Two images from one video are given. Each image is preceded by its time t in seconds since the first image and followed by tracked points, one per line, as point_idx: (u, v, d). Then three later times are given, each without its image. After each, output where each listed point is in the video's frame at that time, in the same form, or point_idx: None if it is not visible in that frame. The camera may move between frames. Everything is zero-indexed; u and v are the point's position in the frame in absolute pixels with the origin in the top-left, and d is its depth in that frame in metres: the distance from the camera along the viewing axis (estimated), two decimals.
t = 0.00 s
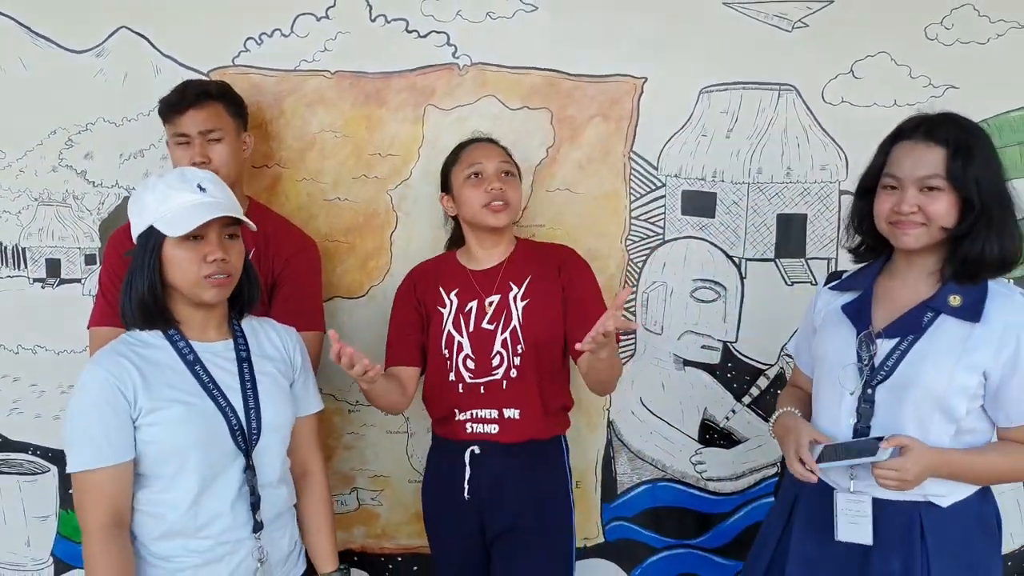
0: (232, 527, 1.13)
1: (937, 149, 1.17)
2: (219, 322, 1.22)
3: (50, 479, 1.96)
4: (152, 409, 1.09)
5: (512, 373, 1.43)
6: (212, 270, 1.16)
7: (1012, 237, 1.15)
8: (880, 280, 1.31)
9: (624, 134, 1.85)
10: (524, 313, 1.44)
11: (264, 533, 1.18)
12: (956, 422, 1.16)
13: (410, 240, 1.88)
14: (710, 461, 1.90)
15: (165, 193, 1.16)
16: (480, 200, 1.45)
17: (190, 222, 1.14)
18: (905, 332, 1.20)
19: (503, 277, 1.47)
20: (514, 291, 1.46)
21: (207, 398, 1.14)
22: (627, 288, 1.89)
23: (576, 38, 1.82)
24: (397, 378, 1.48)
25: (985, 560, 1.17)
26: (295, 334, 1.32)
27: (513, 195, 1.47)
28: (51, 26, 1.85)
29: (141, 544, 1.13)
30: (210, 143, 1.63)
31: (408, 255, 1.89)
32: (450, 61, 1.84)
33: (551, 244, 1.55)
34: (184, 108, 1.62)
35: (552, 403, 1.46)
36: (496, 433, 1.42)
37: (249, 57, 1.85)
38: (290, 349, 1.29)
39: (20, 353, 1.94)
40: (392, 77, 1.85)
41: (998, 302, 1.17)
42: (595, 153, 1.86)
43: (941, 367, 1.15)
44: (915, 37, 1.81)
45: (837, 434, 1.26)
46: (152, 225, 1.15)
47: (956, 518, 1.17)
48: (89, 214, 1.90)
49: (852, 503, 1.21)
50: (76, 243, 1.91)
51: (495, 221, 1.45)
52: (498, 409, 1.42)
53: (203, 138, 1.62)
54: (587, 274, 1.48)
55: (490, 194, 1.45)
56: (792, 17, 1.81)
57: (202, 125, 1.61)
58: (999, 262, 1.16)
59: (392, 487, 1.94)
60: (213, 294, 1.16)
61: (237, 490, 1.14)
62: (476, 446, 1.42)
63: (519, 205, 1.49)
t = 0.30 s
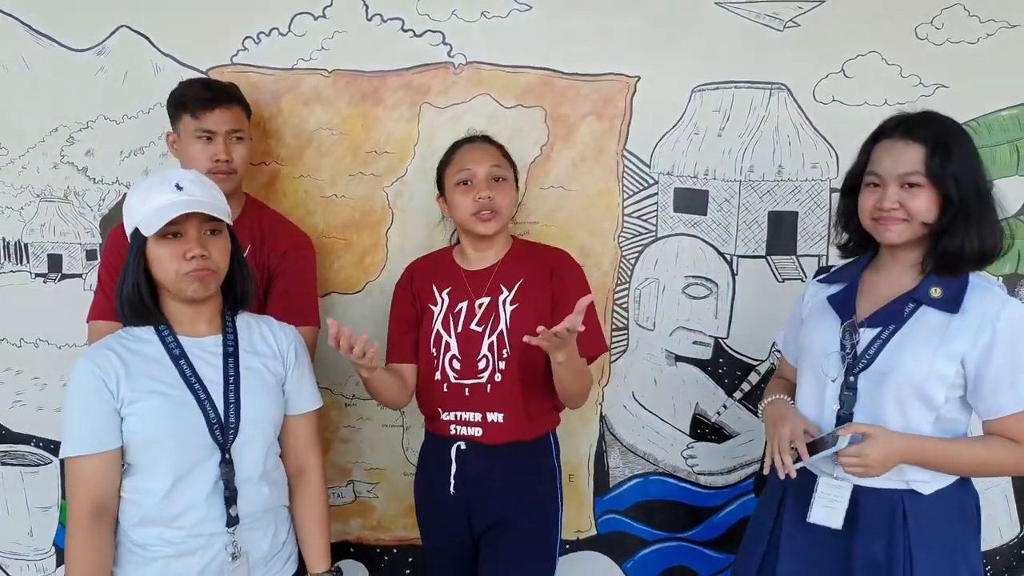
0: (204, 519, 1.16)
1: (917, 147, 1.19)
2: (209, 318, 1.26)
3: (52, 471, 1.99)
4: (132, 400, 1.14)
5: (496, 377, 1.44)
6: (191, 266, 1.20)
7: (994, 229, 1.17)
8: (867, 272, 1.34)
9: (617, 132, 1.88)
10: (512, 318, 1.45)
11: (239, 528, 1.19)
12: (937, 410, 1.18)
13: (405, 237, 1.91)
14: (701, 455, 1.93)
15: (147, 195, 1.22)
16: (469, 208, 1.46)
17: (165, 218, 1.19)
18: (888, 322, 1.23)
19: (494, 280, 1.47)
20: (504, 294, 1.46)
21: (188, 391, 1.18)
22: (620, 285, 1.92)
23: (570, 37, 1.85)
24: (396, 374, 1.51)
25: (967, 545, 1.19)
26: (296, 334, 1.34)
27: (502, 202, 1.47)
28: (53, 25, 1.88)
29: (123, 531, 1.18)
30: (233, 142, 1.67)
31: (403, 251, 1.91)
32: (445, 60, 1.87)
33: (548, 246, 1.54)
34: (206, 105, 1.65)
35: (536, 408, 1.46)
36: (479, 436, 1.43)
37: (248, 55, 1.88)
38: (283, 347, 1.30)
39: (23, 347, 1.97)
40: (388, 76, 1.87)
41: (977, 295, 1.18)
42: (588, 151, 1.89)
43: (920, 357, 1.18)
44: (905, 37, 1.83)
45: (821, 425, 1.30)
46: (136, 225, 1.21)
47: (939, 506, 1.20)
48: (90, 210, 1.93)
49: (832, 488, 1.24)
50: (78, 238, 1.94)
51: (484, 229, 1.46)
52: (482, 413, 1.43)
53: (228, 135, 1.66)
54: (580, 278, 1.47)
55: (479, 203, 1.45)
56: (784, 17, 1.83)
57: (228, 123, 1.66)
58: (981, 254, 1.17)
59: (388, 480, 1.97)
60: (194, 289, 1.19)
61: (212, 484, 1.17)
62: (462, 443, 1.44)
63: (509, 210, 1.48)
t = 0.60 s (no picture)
0: (197, 518, 1.21)
1: (912, 147, 1.20)
2: (215, 316, 1.30)
3: (69, 464, 2.03)
4: (132, 396, 1.21)
5: (512, 411, 1.35)
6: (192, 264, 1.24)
7: (988, 227, 1.18)
8: (865, 271, 1.35)
9: (624, 130, 1.89)
10: (528, 352, 1.33)
11: (233, 528, 1.23)
12: (933, 410, 1.20)
13: (414, 235, 1.93)
14: (707, 451, 1.95)
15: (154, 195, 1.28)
16: (481, 241, 1.30)
17: (165, 217, 1.25)
18: (884, 322, 1.25)
19: (509, 307, 1.34)
20: (520, 324, 1.34)
21: (187, 390, 1.23)
22: (627, 282, 1.93)
23: (577, 36, 1.86)
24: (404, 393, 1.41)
25: (961, 540, 1.21)
26: (303, 333, 1.35)
27: (520, 236, 1.30)
28: (68, 27, 1.91)
29: (124, 524, 1.24)
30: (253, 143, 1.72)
31: (412, 248, 1.93)
32: (453, 59, 1.88)
33: (562, 260, 1.41)
34: (227, 108, 1.68)
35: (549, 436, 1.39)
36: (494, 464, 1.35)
37: (258, 55, 1.90)
38: (287, 349, 1.32)
39: (41, 342, 2.01)
40: (396, 75, 1.89)
41: (971, 295, 1.20)
42: (595, 149, 1.90)
43: (916, 356, 1.19)
44: (913, 33, 1.82)
45: (815, 418, 1.32)
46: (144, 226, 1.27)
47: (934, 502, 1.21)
48: (105, 209, 1.96)
49: (831, 483, 1.25)
50: (93, 236, 1.98)
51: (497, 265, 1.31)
52: (498, 442, 1.35)
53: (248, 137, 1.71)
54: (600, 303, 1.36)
55: (492, 238, 1.29)
56: (791, 14, 1.83)
57: (249, 125, 1.70)
58: (976, 252, 1.19)
59: (397, 474, 2.00)
60: (195, 287, 1.24)
61: (206, 483, 1.22)
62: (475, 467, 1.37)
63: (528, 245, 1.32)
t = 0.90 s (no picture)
0: (207, 511, 1.23)
1: (904, 142, 1.21)
2: (233, 310, 1.31)
3: (87, 457, 2.05)
4: (147, 389, 1.24)
5: (538, 421, 1.34)
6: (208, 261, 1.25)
7: (979, 224, 1.18)
8: (865, 267, 1.36)
9: (640, 124, 1.89)
10: (556, 361, 1.32)
11: (242, 523, 1.24)
12: (925, 408, 1.22)
13: (429, 229, 1.94)
14: (722, 445, 1.95)
15: (172, 189, 1.29)
16: (503, 243, 1.28)
17: (181, 212, 1.27)
18: (881, 320, 1.25)
19: (535, 314, 1.33)
20: (547, 331, 1.32)
21: (199, 384, 1.25)
22: (642, 277, 1.94)
23: (593, 30, 1.86)
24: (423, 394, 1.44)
25: (960, 532, 1.22)
26: (326, 330, 1.34)
27: (544, 241, 1.29)
28: (86, 22, 1.92)
29: (141, 512, 1.28)
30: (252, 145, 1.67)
31: (428, 243, 1.94)
32: (469, 54, 1.89)
33: (592, 260, 1.39)
34: (224, 111, 1.63)
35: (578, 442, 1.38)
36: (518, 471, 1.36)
37: (275, 50, 1.91)
38: (302, 344, 1.31)
39: (59, 336, 2.02)
40: (412, 70, 1.90)
41: (966, 293, 1.20)
42: (610, 144, 1.90)
43: (908, 357, 1.21)
44: (929, 28, 1.83)
45: (818, 416, 1.33)
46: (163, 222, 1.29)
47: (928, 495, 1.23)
48: (122, 203, 1.97)
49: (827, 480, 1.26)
50: (110, 230, 1.99)
51: (518, 271, 1.29)
52: (523, 451, 1.35)
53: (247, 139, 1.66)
54: (636, 308, 1.34)
55: (515, 243, 1.28)
56: (807, 9, 1.83)
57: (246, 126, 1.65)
58: (965, 249, 1.19)
59: (412, 468, 2.01)
60: (211, 284, 1.25)
61: (214, 477, 1.23)
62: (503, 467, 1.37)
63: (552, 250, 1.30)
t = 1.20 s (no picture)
0: (198, 506, 1.23)
1: (901, 129, 1.22)
2: (244, 304, 1.32)
3: (96, 449, 2.07)
4: (154, 380, 1.27)
5: (558, 411, 1.33)
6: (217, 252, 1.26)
7: (967, 218, 1.19)
8: (853, 257, 1.36)
9: (647, 119, 1.88)
10: (579, 346, 1.31)
11: (228, 520, 1.24)
12: (914, 397, 1.23)
13: (435, 224, 1.94)
14: (728, 441, 1.94)
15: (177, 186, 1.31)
16: (522, 223, 1.28)
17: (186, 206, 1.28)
18: (871, 310, 1.25)
19: (557, 298, 1.32)
20: (569, 316, 1.31)
21: (202, 377, 1.26)
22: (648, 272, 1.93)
23: (600, 24, 1.85)
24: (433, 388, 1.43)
25: (945, 524, 1.25)
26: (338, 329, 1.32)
27: (564, 217, 1.28)
28: (95, 18, 1.94)
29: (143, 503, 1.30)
30: (202, 155, 1.60)
31: (434, 238, 1.94)
32: (475, 49, 1.88)
33: (610, 245, 1.39)
34: (164, 127, 1.54)
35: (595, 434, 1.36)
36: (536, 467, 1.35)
37: (282, 46, 1.91)
38: (310, 343, 1.30)
39: (68, 330, 2.04)
40: (418, 65, 1.90)
41: (957, 283, 1.21)
42: (617, 139, 1.90)
43: (900, 344, 1.21)
44: (940, 21, 1.80)
45: (803, 407, 1.33)
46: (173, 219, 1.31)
47: (915, 485, 1.24)
48: (130, 198, 1.99)
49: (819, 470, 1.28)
50: (119, 225, 2.00)
51: (539, 250, 1.28)
52: (541, 445, 1.34)
53: (195, 150, 1.58)
54: (659, 295, 1.33)
55: (535, 221, 1.27)
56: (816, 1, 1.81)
57: (189, 138, 1.57)
58: (951, 242, 1.20)
59: (417, 462, 2.01)
60: (220, 275, 1.26)
61: (207, 471, 1.24)
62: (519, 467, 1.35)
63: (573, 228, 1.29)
